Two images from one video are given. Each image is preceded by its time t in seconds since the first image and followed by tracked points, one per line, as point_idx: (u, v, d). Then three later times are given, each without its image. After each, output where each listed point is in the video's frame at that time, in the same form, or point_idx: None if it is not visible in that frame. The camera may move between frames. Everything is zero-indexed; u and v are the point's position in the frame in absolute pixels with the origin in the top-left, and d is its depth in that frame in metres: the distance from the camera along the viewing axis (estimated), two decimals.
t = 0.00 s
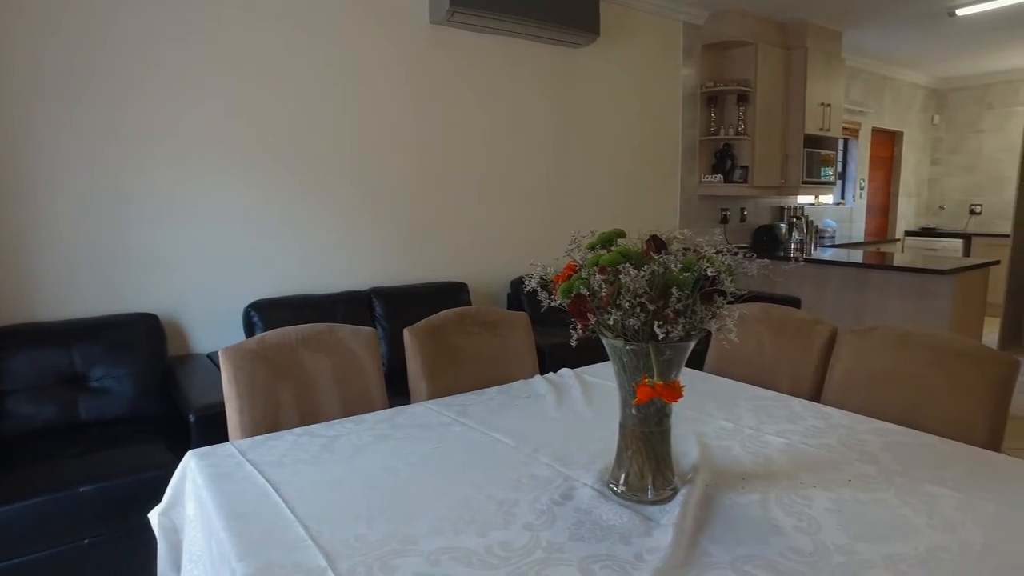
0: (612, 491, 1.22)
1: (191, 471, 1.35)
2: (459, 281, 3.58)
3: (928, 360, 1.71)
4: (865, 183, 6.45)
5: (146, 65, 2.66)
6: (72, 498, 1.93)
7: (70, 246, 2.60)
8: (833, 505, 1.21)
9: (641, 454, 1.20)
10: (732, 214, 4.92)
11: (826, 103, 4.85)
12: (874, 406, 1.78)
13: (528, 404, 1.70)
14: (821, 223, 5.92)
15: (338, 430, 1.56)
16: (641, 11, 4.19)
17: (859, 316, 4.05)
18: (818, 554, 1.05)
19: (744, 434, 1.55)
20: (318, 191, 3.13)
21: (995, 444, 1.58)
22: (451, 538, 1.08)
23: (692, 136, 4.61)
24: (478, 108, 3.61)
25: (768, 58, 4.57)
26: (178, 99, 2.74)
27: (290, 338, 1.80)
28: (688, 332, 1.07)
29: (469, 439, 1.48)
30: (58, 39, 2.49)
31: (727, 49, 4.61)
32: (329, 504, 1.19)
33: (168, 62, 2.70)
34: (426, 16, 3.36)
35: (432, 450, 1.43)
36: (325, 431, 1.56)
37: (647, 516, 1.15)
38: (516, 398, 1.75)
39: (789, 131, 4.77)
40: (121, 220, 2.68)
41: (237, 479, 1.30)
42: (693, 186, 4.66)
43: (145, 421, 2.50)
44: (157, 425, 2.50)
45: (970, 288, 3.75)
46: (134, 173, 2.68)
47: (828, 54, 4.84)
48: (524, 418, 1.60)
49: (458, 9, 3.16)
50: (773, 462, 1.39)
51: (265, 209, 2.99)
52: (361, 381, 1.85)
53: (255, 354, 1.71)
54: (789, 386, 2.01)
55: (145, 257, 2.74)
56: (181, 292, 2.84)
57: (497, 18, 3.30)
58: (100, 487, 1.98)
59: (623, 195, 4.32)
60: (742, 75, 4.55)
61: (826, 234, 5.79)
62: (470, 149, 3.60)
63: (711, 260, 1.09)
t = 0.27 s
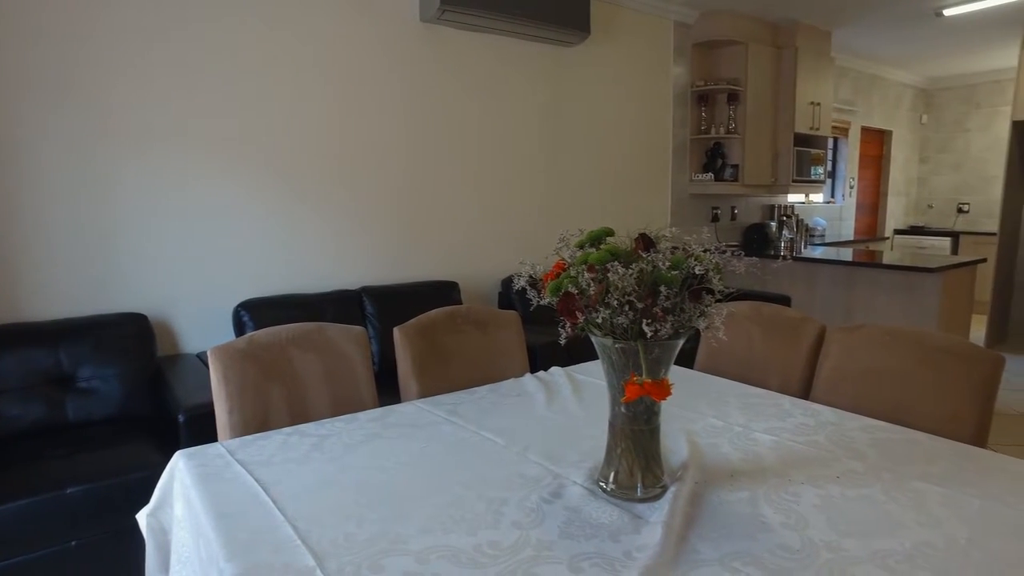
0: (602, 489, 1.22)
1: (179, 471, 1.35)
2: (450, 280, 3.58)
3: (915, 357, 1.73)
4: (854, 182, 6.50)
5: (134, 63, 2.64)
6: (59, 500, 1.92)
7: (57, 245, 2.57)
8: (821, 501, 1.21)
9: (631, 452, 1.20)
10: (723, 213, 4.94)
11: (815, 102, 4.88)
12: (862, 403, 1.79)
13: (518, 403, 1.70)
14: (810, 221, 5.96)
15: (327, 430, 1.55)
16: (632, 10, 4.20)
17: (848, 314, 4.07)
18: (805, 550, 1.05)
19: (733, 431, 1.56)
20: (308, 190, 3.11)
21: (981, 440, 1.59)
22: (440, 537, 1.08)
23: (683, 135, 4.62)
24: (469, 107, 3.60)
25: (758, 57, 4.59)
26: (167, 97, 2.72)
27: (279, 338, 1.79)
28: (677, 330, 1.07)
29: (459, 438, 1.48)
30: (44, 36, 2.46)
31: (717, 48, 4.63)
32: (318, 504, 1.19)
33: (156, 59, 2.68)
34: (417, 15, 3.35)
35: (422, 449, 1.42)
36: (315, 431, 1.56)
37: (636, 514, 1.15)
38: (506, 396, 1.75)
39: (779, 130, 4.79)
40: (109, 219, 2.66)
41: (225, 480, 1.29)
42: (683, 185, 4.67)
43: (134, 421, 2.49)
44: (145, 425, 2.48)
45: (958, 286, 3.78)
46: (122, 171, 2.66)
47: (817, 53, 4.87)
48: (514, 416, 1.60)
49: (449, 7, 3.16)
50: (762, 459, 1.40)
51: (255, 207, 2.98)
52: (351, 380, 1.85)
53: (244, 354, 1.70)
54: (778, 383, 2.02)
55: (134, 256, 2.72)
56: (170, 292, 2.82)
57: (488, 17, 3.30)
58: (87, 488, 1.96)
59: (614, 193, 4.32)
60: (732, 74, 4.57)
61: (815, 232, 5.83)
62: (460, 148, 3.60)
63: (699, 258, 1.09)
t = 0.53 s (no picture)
0: (592, 487, 1.23)
1: (168, 471, 1.34)
2: (442, 278, 3.57)
3: (904, 354, 1.74)
4: (845, 181, 6.53)
5: (123, 60, 2.61)
6: (47, 500, 1.90)
7: (44, 244, 2.55)
8: (810, 497, 1.22)
9: (621, 449, 1.20)
10: (714, 211, 4.95)
11: (806, 101, 4.90)
12: (851, 400, 1.80)
13: (510, 401, 1.70)
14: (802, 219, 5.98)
15: (318, 428, 1.55)
16: (623, 8, 4.20)
17: (839, 311, 4.09)
18: (794, 546, 1.06)
19: (723, 428, 1.56)
20: (299, 189, 3.10)
21: (969, 436, 1.60)
22: (431, 535, 1.08)
23: (675, 133, 4.63)
24: (461, 105, 3.60)
25: (750, 56, 4.60)
26: (156, 95, 2.70)
27: (269, 336, 1.78)
28: (667, 327, 1.07)
29: (449, 436, 1.48)
30: (30, 33, 2.43)
31: (709, 47, 4.65)
32: (308, 502, 1.19)
33: (144, 57, 2.66)
34: (408, 13, 3.34)
35: (414, 447, 1.42)
36: (305, 429, 1.55)
37: (627, 511, 1.16)
38: (497, 394, 1.75)
39: (770, 128, 4.81)
40: (98, 218, 2.63)
41: (215, 479, 1.28)
42: (675, 183, 4.69)
43: (124, 421, 2.47)
44: (135, 424, 2.46)
45: (947, 283, 3.81)
46: (110, 170, 2.64)
47: (809, 52, 4.89)
48: (506, 414, 1.60)
49: (440, 6, 3.15)
50: (752, 456, 1.40)
51: (246, 206, 2.96)
52: (342, 379, 1.84)
53: (234, 353, 1.70)
54: (769, 381, 2.03)
55: (123, 255, 2.70)
56: (160, 291, 2.80)
57: (480, 15, 3.29)
58: (76, 488, 1.95)
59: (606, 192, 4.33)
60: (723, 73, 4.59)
61: (807, 230, 5.85)
62: (452, 146, 3.59)
63: (689, 255, 1.09)
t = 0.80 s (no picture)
0: (581, 483, 1.23)
1: (156, 471, 1.33)
2: (432, 276, 3.56)
3: (891, 350, 1.75)
4: (834, 179, 6.57)
5: (110, 57, 2.59)
6: (32, 502, 1.88)
7: (30, 243, 2.52)
8: (798, 493, 1.23)
9: (609, 446, 1.21)
10: (705, 209, 4.97)
11: (796, 100, 4.93)
12: (839, 397, 1.82)
13: (499, 398, 1.70)
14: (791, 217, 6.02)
15: (307, 427, 1.54)
16: (614, 6, 4.20)
17: (828, 308, 4.12)
18: (782, 541, 1.06)
19: (712, 425, 1.57)
20: (289, 186, 3.08)
21: (954, 431, 1.62)
22: (419, 532, 1.08)
23: (665, 131, 4.65)
24: (451, 102, 3.59)
25: (739, 55, 4.63)
26: (144, 92, 2.67)
27: (258, 334, 1.77)
28: (655, 324, 1.07)
29: (439, 434, 1.48)
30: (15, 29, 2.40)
31: (699, 45, 4.66)
32: (296, 501, 1.18)
33: (132, 54, 2.63)
34: (398, 10, 3.33)
35: (403, 445, 1.42)
36: (294, 428, 1.55)
37: (615, 507, 1.16)
38: (487, 392, 1.75)
39: (760, 127, 4.84)
40: (84, 216, 2.61)
41: (203, 478, 1.27)
42: (666, 181, 4.70)
43: (112, 422, 2.45)
44: (123, 424, 2.45)
45: (934, 280, 3.84)
46: (97, 167, 2.61)
47: (798, 50, 4.91)
48: (495, 412, 1.61)
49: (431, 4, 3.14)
50: (741, 452, 1.41)
51: (235, 204, 2.94)
52: (331, 378, 1.84)
53: (222, 351, 1.69)
54: (758, 378, 2.04)
55: (110, 253, 2.68)
56: (148, 289, 2.78)
57: (471, 13, 3.29)
58: (62, 490, 1.93)
59: (597, 190, 4.34)
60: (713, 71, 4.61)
61: (796, 228, 5.89)
62: (442, 144, 3.58)
63: (676, 252, 1.09)
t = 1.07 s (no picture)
0: (570, 481, 1.23)
1: (142, 470, 1.31)
2: (422, 275, 3.56)
3: (878, 346, 1.76)
4: (823, 177, 6.61)
5: (95, 54, 2.56)
6: (16, 504, 1.86)
7: (14, 242, 2.49)
8: (785, 489, 1.24)
9: (598, 444, 1.21)
10: (694, 207, 4.99)
11: (785, 98, 4.95)
12: (827, 393, 1.83)
13: (489, 396, 1.70)
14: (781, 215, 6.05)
15: (295, 426, 1.53)
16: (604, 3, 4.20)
17: (817, 306, 4.15)
18: (769, 537, 1.07)
19: (701, 422, 1.57)
20: (277, 184, 3.06)
21: (940, 426, 1.64)
22: (407, 531, 1.07)
23: (655, 129, 4.66)
24: (441, 100, 3.58)
25: (729, 53, 4.64)
26: (130, 89, 2.65)
27: (245, 333, 1.76)
28: (643, 321, 1.07)
29: (427, 432, 1.47)
30: None
31: (689, 43, 4.68)
32: (284, 500, 1.18)
33: (118, 51, 2.61)
34: (388, 7, 3.32)
35: (392, 444, 1.41)
36: (282, 427, 1.54)
37: (604, 505, 1.16)
38: (476, 390, 1.75)
39: (749, 124, 4.86)
40: (70, 214, 2.58)
41: (190, 478, 1.26)
42: (655, 179, 4.71)
43: (98, 421, 2.43)
44: (110, 424, 2.43)
45: (921, 277, 3.88)
46: (83, 165, 2.58)
47: (787, 49, 4.94)
48: (485, 410, 1.60)
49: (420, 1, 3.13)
50: (729, 449, 1.41)
51: (223, 202, 2.92)
52: (319, 376, 1.83)
53: (209, 350, 1.67)
54: (746, 375, 2.05)
55: (96, 252, 2.65)
56: (135, 288, 2.75)
57: (460, 11, 3.28)
58: (47, 491, 1.91)
59: (586, 188, 4.34)
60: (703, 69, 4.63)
61: (785, 226, 5.92)
62: (432, 142, 3.58)
63: (664, 249, 1.09)
